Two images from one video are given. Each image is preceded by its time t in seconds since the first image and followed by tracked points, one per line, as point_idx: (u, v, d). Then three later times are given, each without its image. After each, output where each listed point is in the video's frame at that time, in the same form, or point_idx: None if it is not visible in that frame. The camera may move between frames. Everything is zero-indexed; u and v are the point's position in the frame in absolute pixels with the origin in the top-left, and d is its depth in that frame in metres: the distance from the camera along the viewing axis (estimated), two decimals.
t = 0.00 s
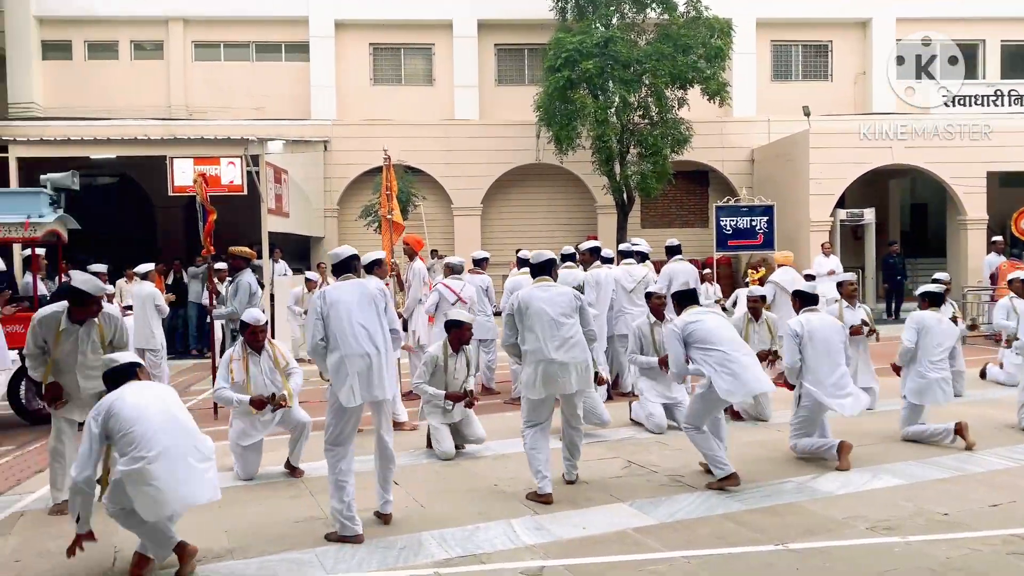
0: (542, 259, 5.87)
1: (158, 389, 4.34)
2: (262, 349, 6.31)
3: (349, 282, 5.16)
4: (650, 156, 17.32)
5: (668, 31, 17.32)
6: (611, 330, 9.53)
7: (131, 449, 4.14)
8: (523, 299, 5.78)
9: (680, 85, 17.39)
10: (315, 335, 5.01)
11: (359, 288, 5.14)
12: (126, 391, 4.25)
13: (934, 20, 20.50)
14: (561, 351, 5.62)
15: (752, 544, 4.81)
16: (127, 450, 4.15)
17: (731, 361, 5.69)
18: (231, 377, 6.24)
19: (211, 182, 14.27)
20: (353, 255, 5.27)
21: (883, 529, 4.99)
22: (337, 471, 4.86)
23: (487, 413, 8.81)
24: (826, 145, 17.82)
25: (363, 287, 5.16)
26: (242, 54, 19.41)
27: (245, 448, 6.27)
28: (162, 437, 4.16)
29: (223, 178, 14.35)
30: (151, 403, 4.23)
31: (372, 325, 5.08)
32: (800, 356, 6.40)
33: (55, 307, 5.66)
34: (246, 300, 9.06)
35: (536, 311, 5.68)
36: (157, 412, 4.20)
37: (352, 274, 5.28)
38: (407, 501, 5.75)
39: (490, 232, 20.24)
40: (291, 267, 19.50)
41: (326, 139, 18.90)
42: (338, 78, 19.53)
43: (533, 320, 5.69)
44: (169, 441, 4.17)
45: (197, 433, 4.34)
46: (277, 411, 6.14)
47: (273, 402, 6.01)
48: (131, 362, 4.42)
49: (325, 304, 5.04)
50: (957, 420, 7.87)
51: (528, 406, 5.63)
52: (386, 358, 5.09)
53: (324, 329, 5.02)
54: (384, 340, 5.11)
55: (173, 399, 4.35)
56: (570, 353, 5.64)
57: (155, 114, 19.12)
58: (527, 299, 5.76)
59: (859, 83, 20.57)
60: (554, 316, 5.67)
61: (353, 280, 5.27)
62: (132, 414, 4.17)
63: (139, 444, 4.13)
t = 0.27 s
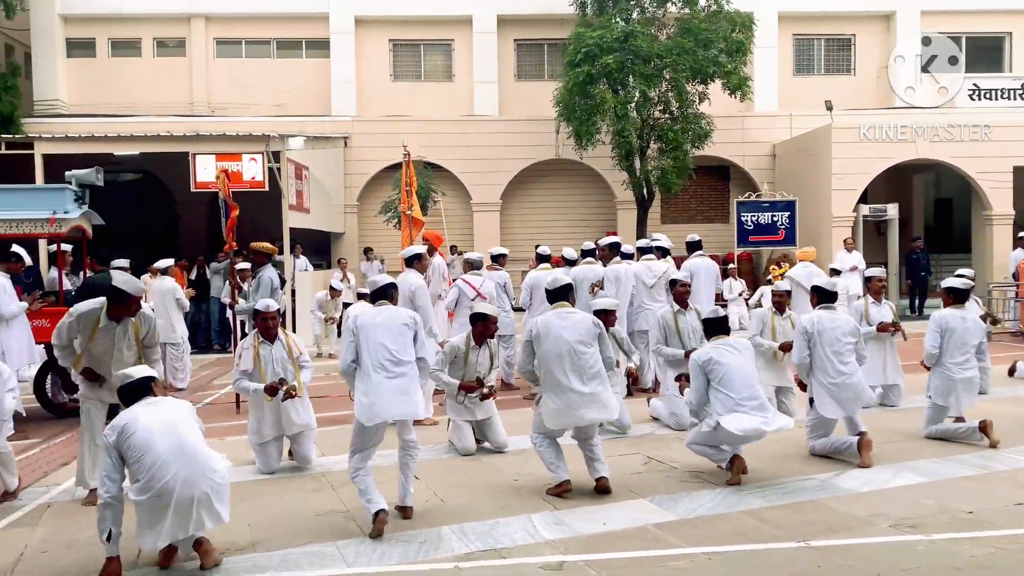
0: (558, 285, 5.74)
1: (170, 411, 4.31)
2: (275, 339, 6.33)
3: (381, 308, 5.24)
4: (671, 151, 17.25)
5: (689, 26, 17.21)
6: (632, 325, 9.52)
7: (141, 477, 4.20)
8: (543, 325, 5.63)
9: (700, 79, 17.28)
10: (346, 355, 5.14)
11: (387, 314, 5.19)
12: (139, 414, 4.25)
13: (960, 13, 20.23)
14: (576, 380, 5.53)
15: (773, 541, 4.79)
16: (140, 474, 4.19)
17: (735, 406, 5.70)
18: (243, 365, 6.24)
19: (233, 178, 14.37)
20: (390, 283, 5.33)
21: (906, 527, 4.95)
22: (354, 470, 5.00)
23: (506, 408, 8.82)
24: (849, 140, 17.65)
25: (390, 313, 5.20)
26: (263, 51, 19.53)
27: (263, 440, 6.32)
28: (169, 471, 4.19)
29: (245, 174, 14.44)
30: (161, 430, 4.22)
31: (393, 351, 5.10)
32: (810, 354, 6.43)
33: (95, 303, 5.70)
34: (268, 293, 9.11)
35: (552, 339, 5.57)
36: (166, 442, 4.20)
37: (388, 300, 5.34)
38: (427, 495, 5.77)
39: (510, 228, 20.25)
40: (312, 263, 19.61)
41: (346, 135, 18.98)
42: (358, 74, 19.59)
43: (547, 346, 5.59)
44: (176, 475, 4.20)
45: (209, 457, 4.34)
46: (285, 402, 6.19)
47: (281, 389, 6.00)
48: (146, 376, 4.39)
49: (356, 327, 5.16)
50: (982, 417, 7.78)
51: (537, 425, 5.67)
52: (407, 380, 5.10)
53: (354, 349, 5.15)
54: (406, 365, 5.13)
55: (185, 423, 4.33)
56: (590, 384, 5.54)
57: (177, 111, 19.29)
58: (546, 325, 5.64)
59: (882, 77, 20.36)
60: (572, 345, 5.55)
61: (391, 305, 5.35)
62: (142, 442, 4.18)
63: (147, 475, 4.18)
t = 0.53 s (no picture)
0: (583, 321, 5.71)
1: (169, 386, 4.30)
2: (307, 333, 6.38)
3: (403, 331, 5.25)
4: (692, 145, 17.16)
5: (711, 18, 17.08)
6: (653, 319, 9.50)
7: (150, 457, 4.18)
8: (563, 363, 5.68)
9: (722, 72, 17.16)
10: (369, 381, 5.21)
11: (407, 340, 5.20)
12: (141, 395, 4.26)
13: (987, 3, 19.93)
14: (590, 413, 5.61)
15: (795, 535, 4.77)
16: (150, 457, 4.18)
17: (742, 423, 5.73)
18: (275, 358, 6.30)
19: (255, 172, 14.47)
20: (414, 302, 5.30)
21: (930, 523, 4.90)
22: (376, 488, 5.09)
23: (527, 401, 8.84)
24: (873, 132, 17.46)
25: (409, 339, 5.21)
26: (284, 45, 19.63)
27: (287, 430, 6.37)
28: (174, 444, 4.15)
29: (267, 168, 14.55)
30: (162, 408, 4.21)
31: (411, 378, 5.12)
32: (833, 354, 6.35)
33: (113, 303, 5.91)
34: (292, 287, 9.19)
35: (569, 378, 5.63)
36: (170, 420, 4.19)
37: (414, 320, 5.32)
38: (447, 487, 5.79)
39: (530, 222, 20.24)
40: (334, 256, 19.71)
41: (367, 129, 19.05)
42: (379, 67, 19.63)
43: (564, 386, 5.66)
44: (182, 448, 4.15)
45: (215, 429, 4.28)
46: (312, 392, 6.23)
47: (307, 380, 6.08)
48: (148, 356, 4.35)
49: (379, 354, 5.22)
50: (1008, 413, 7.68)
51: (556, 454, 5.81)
52: (427, 407, 5.12)
53: (377, 376, 5.21)
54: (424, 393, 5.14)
55: (187, 397, 4.30)
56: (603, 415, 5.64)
57: (200, 106, 19.44)
58: (566, 363, 5.67)
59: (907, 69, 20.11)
60: (587, 383, 5.61)
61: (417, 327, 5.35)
62: (148, 422, 4.19)
63: (155, 453, 4.15)
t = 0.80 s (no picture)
0: (600, 296, 5.74)
1: (178, 382, 4.20)
2: (338, 322, 6.45)
3: (411, 331, 5.17)
4: (714, 136, 17.04)
5: (734, 7, 16.93)
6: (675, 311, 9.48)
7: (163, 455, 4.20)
8: (575, 337, 5.73)
9: (745, 62, 17.02)
10: (379, 381, 5.19)
11: (415, 340, 5.14)
12: (148, 392, 4.18)
13: None
14: (601, 387, 5.68)
15: (817, 528, 4.74)
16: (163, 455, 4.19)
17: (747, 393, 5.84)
18: (305, 344, 6.36)
19: (278, 164, 14.56)
20: (422, 297, 5.17)
21: (955, 517, 4.85)
22: (394, 487, 5.22)
23: (547, 393, 8.84)
24: (899, 123, 17.24)
25: (417, 339, 5.14)
26: (306, 37, 19.70)
27: (313, 416, 6.43)
28: (185, 449, 4.15)
29: (289, 160, 14.63)
30: (171, 409, 4.16)
31: (421, 379, 5.10)
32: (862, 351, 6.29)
33: (135, 295, 6.06)
34: (315, 279, 9.24)
35: (581, 353, 5.70)
36: (182, 423, 4.16)
37: (423, 317, 5.23)
38: (468, 477, 5.81)
39: (550, 214, 20.21)
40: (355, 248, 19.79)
41: (388, 121, 19.09)
42: (400, 59, 19.64)
43: (576, 360, 5.73)
44: (193, 453, 4.16)
45: (226, 431, 4.26)
46: (340, 378, 6.29)
47: (335, 365, 6.15)
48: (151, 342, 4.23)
49: (388, 354, 5.18)
50: None
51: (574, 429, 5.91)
52: (438, 409, 5.12)
53: (387, 376, 5.18)
54: (433, 393, 5.12)
55: (197, 393, 4.23)
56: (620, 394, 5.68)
57: (223, 98, 19.55)
58: (579, 338, 5.71)
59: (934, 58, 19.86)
60: (598, 358, 5.67)
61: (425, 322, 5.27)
62: (158, 422, 4.16)
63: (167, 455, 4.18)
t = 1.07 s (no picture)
0: (626, 281, 5.69)
1: (200, 372, 4.26)
2: (358, 313, 6.49)
3: (415, 320, 5.14)
4: (735, 127, 16.94)
5: None
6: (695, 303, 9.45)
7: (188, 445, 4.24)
8: (602, 322, 5.74)
9: (766, 52, 16.88)
10: (389, 373, 5.14)
11: (425, 329, 5.12)
12: (175, 380, 4.23)
13: None
14: (624, 372, 5.69)
15: (839, 521, 4.71)
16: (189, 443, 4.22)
17: (767, 374, 5.89)
18: (326, 334, 6.41)
19: (298, 156, 14.63)
20: (419, 283, 5.11)
21: (979, 511, 4.81)
22: (411, 477, 5.28)
23: (566, 385, 8.84)
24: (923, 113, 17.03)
25: (426, 329, 5.12)
26: (326, 30, 19.75)
27: (334, 407, 6.47)
28: (212, 435, 4.19)
29: (309, 152, 14.70)
30: (196, 397, 4.21)
31: (435, 369, 5.12)
32: (892, 340, 6.23)
33: (168, 281, 6.37)
34: (335, 271, 9.29)
35: (608, 338, 5.72)
36: (210, 410, 4.22)
37: (421, 302, 5.20)
38: (488, 468, 5.82)
39: (569, 207, 20.17)
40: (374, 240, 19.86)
41: (407, 113, 19.12)
42: (419, 51, 19.64)
43: (603, 345, 5.75)
44: (220, 440, 4.20)
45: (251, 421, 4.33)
46: (361, 367, 6.33)
47: (355, 354, 6.04)
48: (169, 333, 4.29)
49: (394, 345, 5.12)
50: None
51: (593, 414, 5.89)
52: (456, 397, 5.16)
53: (396, 367, 5.14)
54: (451, 381, 5.17)
55: (220, 382, 4.30)
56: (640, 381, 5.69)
57: (244, 90, 19.66)
58: (607, 323, 5.72)
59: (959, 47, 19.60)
60: (624, 344, 5.68)
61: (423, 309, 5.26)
62: (183, 411, 4.20)
63: (193, 444, 4.21)
